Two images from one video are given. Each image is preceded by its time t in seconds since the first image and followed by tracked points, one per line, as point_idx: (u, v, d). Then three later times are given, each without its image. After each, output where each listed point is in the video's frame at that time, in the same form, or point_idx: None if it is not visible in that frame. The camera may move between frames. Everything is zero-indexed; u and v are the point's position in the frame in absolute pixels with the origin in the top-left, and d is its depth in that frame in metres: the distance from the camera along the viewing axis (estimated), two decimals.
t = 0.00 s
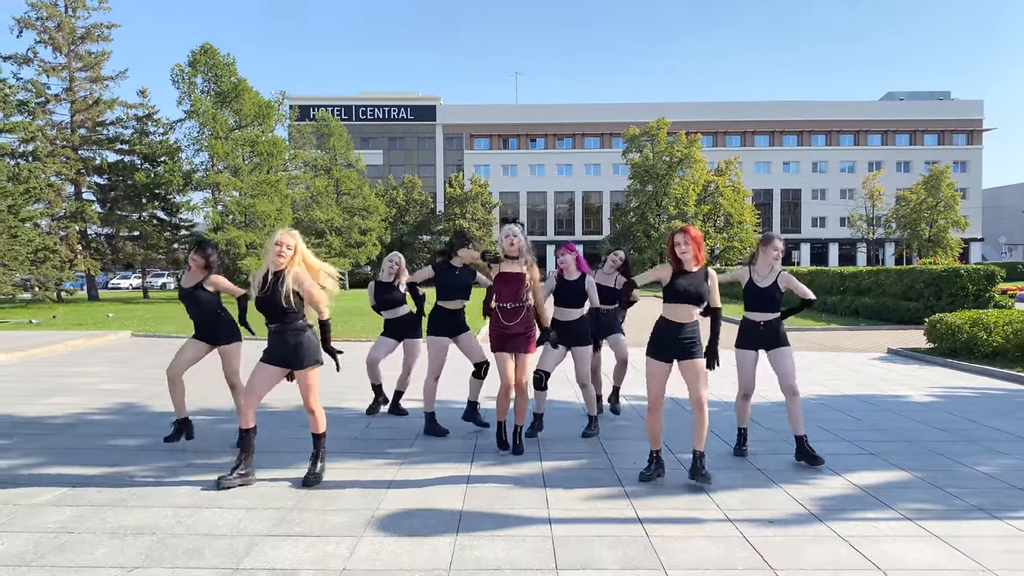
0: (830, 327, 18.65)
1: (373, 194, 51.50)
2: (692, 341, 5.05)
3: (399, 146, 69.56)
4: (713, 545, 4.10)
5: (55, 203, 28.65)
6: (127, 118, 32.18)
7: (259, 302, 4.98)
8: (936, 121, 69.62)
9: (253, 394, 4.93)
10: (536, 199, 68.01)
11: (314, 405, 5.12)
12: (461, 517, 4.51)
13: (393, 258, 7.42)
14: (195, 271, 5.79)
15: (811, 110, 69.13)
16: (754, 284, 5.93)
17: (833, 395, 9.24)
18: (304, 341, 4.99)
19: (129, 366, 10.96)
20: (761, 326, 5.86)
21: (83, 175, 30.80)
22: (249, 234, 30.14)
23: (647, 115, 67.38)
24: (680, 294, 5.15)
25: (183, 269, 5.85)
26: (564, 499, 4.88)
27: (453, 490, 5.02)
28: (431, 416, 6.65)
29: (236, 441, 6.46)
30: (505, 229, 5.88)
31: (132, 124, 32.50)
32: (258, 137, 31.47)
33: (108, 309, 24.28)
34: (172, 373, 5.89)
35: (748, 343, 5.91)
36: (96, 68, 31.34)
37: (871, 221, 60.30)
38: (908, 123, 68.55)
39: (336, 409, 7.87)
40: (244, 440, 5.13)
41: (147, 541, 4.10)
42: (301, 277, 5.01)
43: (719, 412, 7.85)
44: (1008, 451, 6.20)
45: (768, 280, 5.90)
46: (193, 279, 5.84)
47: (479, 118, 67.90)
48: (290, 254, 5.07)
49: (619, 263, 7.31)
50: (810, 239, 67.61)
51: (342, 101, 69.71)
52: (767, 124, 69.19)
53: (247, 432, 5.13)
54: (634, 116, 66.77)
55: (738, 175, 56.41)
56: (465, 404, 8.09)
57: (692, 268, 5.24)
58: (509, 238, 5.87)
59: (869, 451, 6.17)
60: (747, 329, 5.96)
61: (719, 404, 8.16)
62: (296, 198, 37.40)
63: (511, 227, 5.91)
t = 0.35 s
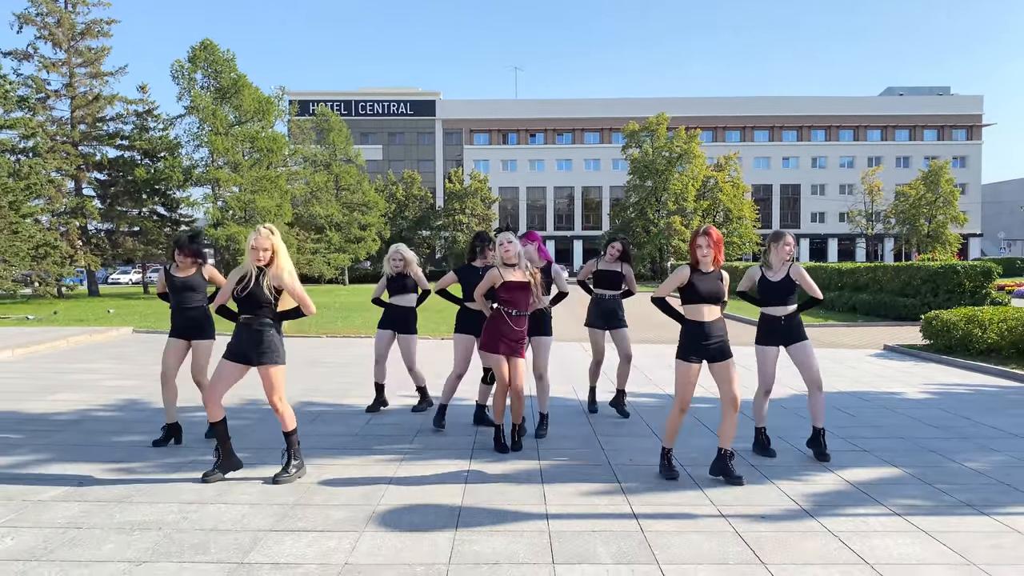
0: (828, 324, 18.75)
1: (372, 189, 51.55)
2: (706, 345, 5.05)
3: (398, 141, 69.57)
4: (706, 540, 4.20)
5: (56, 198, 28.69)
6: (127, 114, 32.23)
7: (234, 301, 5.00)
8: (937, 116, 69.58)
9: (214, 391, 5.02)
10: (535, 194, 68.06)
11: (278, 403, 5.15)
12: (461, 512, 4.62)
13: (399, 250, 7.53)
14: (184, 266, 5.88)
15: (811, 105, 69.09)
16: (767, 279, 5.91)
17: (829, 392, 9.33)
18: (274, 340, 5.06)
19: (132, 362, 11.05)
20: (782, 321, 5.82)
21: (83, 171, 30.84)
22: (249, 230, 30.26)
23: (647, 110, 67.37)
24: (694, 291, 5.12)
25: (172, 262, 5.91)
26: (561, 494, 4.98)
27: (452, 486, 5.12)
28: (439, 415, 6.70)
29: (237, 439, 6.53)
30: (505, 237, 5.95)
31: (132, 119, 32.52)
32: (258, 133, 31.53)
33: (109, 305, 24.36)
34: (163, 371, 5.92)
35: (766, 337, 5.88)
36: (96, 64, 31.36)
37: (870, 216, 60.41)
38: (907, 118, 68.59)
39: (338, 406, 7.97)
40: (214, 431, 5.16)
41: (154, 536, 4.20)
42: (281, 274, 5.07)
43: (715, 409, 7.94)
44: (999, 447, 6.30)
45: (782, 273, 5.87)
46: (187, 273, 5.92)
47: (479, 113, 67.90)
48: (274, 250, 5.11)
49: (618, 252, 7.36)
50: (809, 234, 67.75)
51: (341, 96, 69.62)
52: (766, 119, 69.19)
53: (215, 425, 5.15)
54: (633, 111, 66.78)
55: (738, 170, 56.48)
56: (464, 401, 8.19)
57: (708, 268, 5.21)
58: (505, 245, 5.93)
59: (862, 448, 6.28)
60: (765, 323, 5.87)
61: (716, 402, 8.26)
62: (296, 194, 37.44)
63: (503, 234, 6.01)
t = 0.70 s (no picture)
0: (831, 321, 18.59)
1: (371, 185, 51.38)
2: (743, 343, 4.93)
3: (398, 137, 69.31)
4: (712, 544, 4.05)
5: (52, 195, 28.54)
6: (125, 110, 32.05)
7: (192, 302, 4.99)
8: (937, 113, 69.33)
9: (176, 392, 5.01)
10: (535, 190, 67.90)
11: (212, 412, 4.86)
12: (458, 515, 4.46)
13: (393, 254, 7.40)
14: (157, 267, 5.62)
15: (812, 101, 68.80)
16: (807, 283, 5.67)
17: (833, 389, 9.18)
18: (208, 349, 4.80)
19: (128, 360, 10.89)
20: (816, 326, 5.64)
21: (81, 167, 30.65)
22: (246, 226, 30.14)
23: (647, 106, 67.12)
24: (732, 295, 4.97)
25: (147, 262, 5.69)
26: (561, 497, 4.83)
27: (450, 488, 4.98)
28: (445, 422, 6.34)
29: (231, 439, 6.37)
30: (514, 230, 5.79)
31: (129, 116, 32.31)
32: (255, 129, 31.35)
33: (105, 302, 24.22)
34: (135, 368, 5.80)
35: (795, 339, 5.67)
36: (93, 59, 31.18)
37: (870, 212, 60.26)
38: (908, 115, 68.37)
39: (334, 405, 7.82)
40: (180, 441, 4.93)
41: (140, 540, 4.06)
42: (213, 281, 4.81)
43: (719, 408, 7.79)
44: (1009, 446, 6.16)
45: (818, 278, 5.67)
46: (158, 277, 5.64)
47: (478, 109, 67.67)
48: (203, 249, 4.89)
49: (629, 254, 7.22)
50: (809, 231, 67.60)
51: (340, 93, 69.34)
52: (766, 116, 68.96)
53: (183, 430, 4.95)
54: (633, 107, 66.56)
55: (739, 167, 56.31)
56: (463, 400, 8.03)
57: (744, 274, 5.06)
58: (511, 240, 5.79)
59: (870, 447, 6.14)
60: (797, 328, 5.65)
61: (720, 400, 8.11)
62: (295, 190, 37.19)
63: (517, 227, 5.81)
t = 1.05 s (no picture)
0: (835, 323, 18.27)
1: (371, 185, 51.07)
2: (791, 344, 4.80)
3: (398, 137, 68.92)
4: (732, 568, 3.75)
5: (48, 195, 28.25)
6: (122, 109, 31.71)
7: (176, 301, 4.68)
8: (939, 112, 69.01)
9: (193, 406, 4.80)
10: (535, 190, 67.63)
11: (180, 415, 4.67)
12: (456, 536, 4.16)
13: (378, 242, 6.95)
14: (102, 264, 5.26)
15: (813, 101, 68.44)
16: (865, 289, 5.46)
17: (845, 393, 8.88)
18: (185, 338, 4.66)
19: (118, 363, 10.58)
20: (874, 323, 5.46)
21: (77, 167, 30.31)
22: (243, 226, 29.87)
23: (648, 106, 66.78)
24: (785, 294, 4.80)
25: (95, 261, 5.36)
26: (566, 515, 4.52)
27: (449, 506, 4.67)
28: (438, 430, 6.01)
29: (217, 450, 6.06)
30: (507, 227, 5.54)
31: (126, 115, 32.01)
32: (253, 127, 31.03)
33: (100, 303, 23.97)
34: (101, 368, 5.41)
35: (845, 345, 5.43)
36: (89, 58, 30.85)
37: (873, 212, 60.00)
38: (910, 115, 68.11)
39: (328, 411, 7.51)
40: (162, 451, 4.67)
41: (113, 564, 3.76)
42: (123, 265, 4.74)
43: (728, 414, 7.50)
44: None
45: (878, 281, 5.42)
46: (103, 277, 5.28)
47: (479, 109, 67.33)
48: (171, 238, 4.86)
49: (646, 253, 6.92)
50: (810, 231, 67.42)
51: (340, 93, 68.96)
52: (767, 115, 68.61)
53: (167, 444, 4.68)
54: (634, 107, 66.23)
55: (740, 167, 56.03)
56: (461, 406, 7.73)
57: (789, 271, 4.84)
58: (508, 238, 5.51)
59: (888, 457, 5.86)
60: (842, 332, 5.45)
61: (728, 406, 7.81)
62: (293, 190, 36.90)
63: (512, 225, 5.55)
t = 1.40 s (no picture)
0: (841, 325, 17.88)
1: (370, 185, 50.72)
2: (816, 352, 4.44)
3: (397, 138, 68.49)
4: None
5: (41, 195, 27.91)
6: (117, 108, 31.36)
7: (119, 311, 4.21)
8: (941, 113, 68.64)
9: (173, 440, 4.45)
10: (535, 191, 67.30)
11: (163, 435, 4.36)
12: (446, 563, 3.77)
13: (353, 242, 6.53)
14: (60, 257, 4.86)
15: (815, 101, 68.06)
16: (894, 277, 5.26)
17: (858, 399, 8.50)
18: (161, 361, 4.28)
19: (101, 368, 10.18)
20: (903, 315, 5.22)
21: (72, 167, 29.97)
22: (240, 227, 29.56)
23: (648, 106, 66.40)
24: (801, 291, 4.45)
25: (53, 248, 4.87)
26: (568, 537, 4.13)
27: (440, 526, 4.29)
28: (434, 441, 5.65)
29: (196, 462, 5.67)
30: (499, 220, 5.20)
31: (122, 114, 31.67)
32: (250, 127, 30.69)
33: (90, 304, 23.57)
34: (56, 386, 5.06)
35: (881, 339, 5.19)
36: (84, 56, 30.49)
37: (875, 213, 59.66)
38: (913, 115, 67.77)
39: (317, 419, 7.12)
40: (121, 467, 4.45)
41: None
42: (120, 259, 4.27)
43: (739, 422, 7.11)
44: None
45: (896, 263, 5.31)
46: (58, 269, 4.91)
47: (479, 109, 66.98)
48: (160, 238, 4.40)
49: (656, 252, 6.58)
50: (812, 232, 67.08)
51: (339, 93, 68.58)
52: (768, 115, 68.23)
53: (123, 459, 4.45)
54: (634, 107, 65.89)
55: (742, 167, 55.69)
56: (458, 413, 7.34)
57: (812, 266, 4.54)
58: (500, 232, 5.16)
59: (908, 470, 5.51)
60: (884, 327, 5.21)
61: (739, 413, 7.41)
62: (291, 191, 36.51)
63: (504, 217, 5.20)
